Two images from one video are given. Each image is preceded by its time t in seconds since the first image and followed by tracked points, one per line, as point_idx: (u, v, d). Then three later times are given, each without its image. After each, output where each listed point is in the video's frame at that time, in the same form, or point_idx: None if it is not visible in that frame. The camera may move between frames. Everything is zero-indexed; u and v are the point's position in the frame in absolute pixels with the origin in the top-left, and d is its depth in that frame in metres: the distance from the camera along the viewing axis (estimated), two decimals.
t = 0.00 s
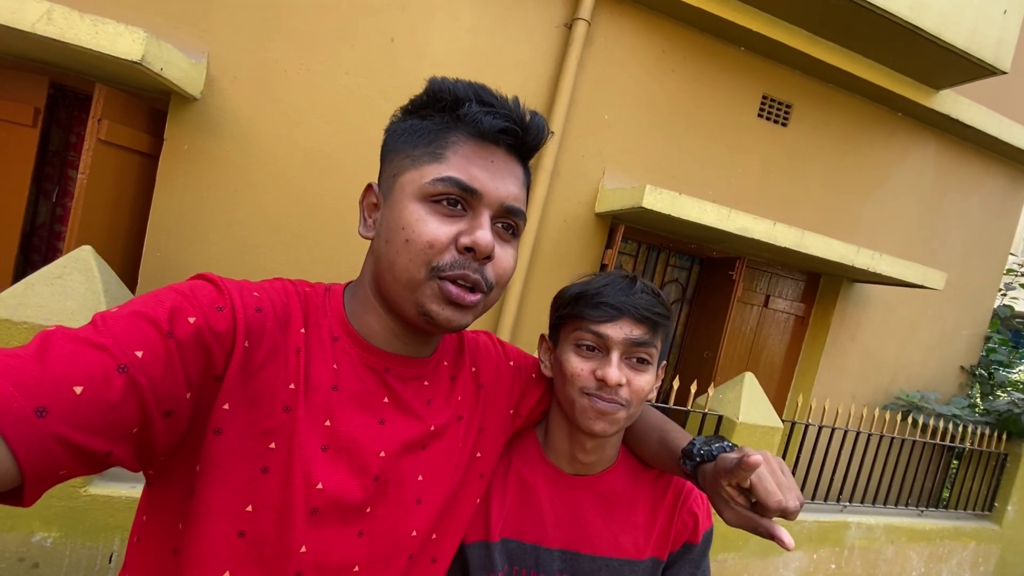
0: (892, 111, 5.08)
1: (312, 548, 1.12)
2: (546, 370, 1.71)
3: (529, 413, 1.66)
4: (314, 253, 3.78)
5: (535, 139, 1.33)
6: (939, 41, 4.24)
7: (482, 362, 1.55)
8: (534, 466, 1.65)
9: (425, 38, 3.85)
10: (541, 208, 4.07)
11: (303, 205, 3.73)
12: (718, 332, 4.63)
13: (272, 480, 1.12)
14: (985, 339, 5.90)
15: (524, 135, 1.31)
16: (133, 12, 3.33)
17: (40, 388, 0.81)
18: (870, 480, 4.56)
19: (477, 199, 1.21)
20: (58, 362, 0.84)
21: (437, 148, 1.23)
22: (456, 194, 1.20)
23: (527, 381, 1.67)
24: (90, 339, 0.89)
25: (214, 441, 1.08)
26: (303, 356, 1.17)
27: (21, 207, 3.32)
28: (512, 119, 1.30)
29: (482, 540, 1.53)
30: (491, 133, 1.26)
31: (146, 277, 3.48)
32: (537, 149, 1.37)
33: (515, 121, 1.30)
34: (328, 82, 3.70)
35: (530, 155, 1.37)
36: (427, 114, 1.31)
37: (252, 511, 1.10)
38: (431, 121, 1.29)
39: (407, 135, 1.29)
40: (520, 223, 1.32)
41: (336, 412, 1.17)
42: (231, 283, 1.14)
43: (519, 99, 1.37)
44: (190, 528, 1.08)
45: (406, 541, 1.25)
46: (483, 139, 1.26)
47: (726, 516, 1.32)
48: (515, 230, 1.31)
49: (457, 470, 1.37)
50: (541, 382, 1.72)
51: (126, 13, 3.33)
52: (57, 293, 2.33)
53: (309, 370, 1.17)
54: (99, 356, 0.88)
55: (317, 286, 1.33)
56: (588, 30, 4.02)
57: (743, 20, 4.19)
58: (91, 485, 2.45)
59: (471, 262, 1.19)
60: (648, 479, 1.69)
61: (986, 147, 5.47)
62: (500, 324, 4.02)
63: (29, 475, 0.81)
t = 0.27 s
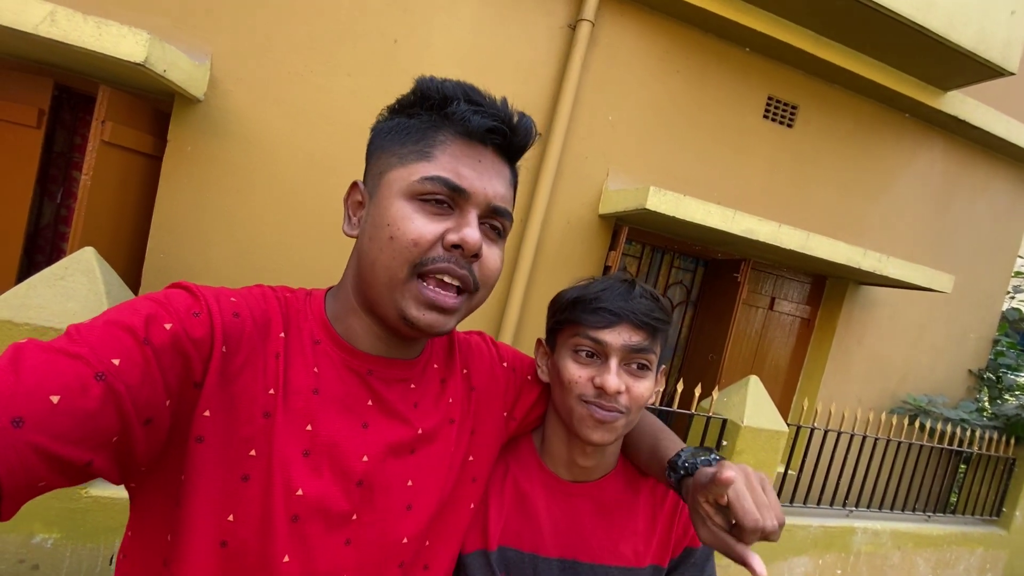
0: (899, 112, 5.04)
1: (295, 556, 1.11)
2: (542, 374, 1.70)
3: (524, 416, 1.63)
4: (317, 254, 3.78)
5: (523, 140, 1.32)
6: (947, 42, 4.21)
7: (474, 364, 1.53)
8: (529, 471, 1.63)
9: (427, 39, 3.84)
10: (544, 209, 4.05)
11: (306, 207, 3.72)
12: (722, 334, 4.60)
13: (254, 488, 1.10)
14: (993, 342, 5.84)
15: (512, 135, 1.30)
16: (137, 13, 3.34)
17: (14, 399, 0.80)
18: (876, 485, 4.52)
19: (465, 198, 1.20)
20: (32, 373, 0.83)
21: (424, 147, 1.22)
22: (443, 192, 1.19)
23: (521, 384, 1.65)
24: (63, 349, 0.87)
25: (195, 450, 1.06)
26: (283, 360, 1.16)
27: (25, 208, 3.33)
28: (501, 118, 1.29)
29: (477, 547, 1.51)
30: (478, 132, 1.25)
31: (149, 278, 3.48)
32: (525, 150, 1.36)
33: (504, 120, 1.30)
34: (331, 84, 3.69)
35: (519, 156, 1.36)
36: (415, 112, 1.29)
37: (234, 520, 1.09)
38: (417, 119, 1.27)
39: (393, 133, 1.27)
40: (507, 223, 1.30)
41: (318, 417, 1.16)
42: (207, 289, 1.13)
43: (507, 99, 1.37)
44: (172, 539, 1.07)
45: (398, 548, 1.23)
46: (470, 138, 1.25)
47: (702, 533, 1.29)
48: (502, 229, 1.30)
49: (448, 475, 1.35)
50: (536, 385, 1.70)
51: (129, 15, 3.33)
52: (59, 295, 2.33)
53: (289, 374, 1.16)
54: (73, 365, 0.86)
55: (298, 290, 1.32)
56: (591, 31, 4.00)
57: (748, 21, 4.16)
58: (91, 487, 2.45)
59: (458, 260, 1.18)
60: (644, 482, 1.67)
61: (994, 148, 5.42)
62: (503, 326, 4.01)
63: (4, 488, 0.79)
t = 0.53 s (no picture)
0: (906, 114, 5.01)
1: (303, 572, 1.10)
2: (545, 381, 1.68)
3: (527, 423, 1.62)
4: (321, 257, 3.78)
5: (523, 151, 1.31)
6: (955, 44, 4.18)
7: (476, 373, 1.52)
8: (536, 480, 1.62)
9: (432, 42, 3.83)
10: (549, 212, 4.04)
11: (311, 210, 3.72)
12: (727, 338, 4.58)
13: (260, 504, 1.09)
14: (1001, 345, 5.80)
15: (511, 146, 1.29)
16: (143, 17, 3.34)
17: (11, 423, 0.79)
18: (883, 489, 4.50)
19: (466, 214, 1.19)
20: (30, 396, 0.82)
21: (423, 162, 1.19)
22: (444, 209, 1.18)
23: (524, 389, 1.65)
24: (61, 370, 0.87)
25: (199, 468, 1.05)
26: (285, 374, 1.15)
27: (31, 212, 3.34)
28: (501, 130, 1.27)
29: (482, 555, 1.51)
30: (479, 145, 1.23)
31: (154, 282, 3.49)
32: (524, 158, 1.35)
33: (504, 132, 1.28)
34: (336, 87, 3.69)
35: (518, 164, 1.35)
36: (412, 120, 1.26)
37: (240, 537, 1.08)
38: (415, 130, 1.24)
39: (389, 143, 1.25)
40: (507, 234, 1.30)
41: (322, 430, 1.15)
42: (207, 304, 1.12)
43: (506, 105, 1.34)
44: (178, 557, 1.06)
45: (405, 561, 1.23)
46: (470, 150, 1.23)
47: (717, 529, 1.29)
48: (501, 240, 1.29)
49: (454, 486, 1.34)
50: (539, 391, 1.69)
51: (135, 19, 3.34)
52: (66, 300, 2.33)
53: (291, 388, 1.15)
54: (72, 386, 0.85)
55: (298, 301, 1.31)
56: (596, 34, 3.99)
57: (754, 23, 4.14)
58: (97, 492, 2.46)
59: (460, 278, 1.18)
60: (651, 490, 1.66)
61: (1002, 150, 5.38)
62: (507, 329, 3.99)
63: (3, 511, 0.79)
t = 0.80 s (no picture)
0: (899, 117, 5.05)
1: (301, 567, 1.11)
2: (544, 380, 1.68)
3: (527, 423, 1.63)
4: (318, 260, 3.78)
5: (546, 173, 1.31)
6: (947, 48, 4.23)
7: (477, 372, 1.53)
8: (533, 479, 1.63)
9: (429, 45, 3.85)
10: (545, 215, 4.06)
11: (308, 213, 3.72)
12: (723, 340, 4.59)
13: (260, 500, 1.10)
14: (994, 346, 5.84)
15: (535, 167, 1.29)
16: (139, 21, 3.35)
17: (19, 417, 0.80)
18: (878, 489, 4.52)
19: (490, 237, 1.19)
20: (37, 390, 0.83)
21: (450, 182, 1.17)
22: (469, 230, 1.17)
23: (523, 389, 1.65)
24: (68, 365, 0.87)
25: (200, 465, 1.06)
26: (288, 372, 1.16)
27: (27, 215, 3.33)
28: (528, 152, 1.26)
29: (477, 551, 1.52)
30: (510, 170, 1.22)
31: (151, 285, 3.48)
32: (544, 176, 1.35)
33: (531, 154, 1.27)
34: (333, 90, 3.70)
35: (537, 180, 1.34)
36: (437, 133, 1.23)
37: (240, 533, 1.09)
38: (438, 144, 1.21)
39: (411, 153, 1.21)
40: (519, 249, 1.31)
41: (322, 429, 1.15)
42: (211, 302, 1.13)
43: (530, 121, 1.32)
44: (178, 552, 1.07)
45: (403, 558, 1.23)
46: (495, 171, 1.21)
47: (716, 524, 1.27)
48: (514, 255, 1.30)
49: (453, 484, 1.35)
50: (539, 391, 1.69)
51: (132, 22, 3.34)
52: (62, 302, 2.33)
53: (293, 386, 1.16)
54: (78, 380, 0.86)
55: (300, 300, 1.31)
56: (592, 38, 4.02)
57: (748, 27, 4.18)
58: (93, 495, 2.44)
59: (481, 298, 1.20)
60: (648, 489, 1.66)
61: (994, 153, 5.43)
62: (504, 331, 4.00)
63: (12, 504, 0.79)
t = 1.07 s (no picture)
0: (891, 116, 5.10)
1: (308, 553, 1.15)
2: (547, 373, 1.71)
3: (533, 415, 1.67)
4: (316, 259, 3.78)
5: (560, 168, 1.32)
6: (937, 47, 4.27)
7: (485, 365, 1.56)
8: (536, 468, 1.64)
9: (425, 45, 3.87)
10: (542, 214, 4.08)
11: (305, 212, 3.73)
12: (718, 337, 4.63)
13: (269, 487, 1.12)
14: (987, 343, 5.90)
15: (551, 163, 1.30)
16: (136, 20, 3.35)
17: (35, 404, 0.81)
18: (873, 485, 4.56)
19: (507, 232, 1.20)
20: (53, 377, 0.83)
21: (467, 177, 1.18)
22: (485, 225, 1.18)
23: (529, 383, 1.68)
24: (84, 352, 0.88)
25: (211, 452, 1.08)
26: (300, 363, 1.17)
27: (24, 214, 3.33)
28: (544, 147, 1.27)
29: (478, 539, 1.54)
30: (527, 164, 1.23)
31: (148, 284, 3.48)
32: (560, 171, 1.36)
33: (546, 149, 1.28)
34: (330, 89, 3.71)
35: (552, 175, 1.36)
36: (453, 128, 1.24)
37: (248, 518, 1.11)
38: (455, 140, 1.22)
39: (426, 148, 1.22)
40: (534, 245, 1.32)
41: (330, 421, 1.17)
42: (225, 290, 1.14)
43: (544, 116, 1.34)
44: (188, 536, 1.09)
45: (406, 547, 1.26)
46: (511, 166, 1.22)
47: (740, 531, 1.31)
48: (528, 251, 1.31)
49: (457, 476, 1.37)
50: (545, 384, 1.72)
51: (128, 22, 3.35)
52: (60, 300, 2.33)
53: (304, 378, 1.17)
54: (93, 369, 0.87)
55: (312, 288, 1.32)
56: (588, 37, 4.05)
57: (741, 27, 4.21)
58: (92, 493, 2.45)
59: (499, 294, 1.20)
60: (646, 479, 1.69)
61: (985, 152, 5.49)
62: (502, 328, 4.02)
63: (26, 489, 0.80)
